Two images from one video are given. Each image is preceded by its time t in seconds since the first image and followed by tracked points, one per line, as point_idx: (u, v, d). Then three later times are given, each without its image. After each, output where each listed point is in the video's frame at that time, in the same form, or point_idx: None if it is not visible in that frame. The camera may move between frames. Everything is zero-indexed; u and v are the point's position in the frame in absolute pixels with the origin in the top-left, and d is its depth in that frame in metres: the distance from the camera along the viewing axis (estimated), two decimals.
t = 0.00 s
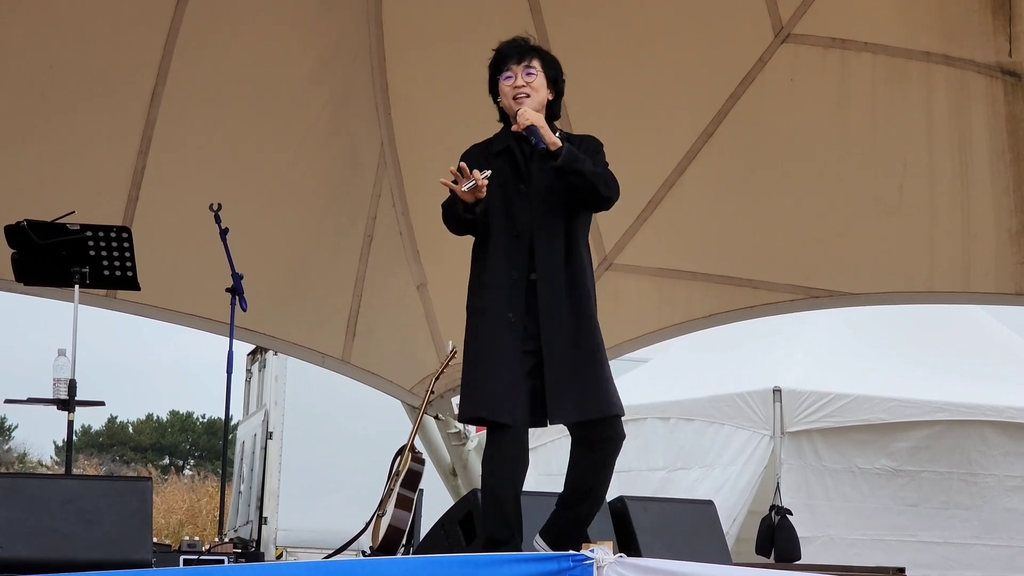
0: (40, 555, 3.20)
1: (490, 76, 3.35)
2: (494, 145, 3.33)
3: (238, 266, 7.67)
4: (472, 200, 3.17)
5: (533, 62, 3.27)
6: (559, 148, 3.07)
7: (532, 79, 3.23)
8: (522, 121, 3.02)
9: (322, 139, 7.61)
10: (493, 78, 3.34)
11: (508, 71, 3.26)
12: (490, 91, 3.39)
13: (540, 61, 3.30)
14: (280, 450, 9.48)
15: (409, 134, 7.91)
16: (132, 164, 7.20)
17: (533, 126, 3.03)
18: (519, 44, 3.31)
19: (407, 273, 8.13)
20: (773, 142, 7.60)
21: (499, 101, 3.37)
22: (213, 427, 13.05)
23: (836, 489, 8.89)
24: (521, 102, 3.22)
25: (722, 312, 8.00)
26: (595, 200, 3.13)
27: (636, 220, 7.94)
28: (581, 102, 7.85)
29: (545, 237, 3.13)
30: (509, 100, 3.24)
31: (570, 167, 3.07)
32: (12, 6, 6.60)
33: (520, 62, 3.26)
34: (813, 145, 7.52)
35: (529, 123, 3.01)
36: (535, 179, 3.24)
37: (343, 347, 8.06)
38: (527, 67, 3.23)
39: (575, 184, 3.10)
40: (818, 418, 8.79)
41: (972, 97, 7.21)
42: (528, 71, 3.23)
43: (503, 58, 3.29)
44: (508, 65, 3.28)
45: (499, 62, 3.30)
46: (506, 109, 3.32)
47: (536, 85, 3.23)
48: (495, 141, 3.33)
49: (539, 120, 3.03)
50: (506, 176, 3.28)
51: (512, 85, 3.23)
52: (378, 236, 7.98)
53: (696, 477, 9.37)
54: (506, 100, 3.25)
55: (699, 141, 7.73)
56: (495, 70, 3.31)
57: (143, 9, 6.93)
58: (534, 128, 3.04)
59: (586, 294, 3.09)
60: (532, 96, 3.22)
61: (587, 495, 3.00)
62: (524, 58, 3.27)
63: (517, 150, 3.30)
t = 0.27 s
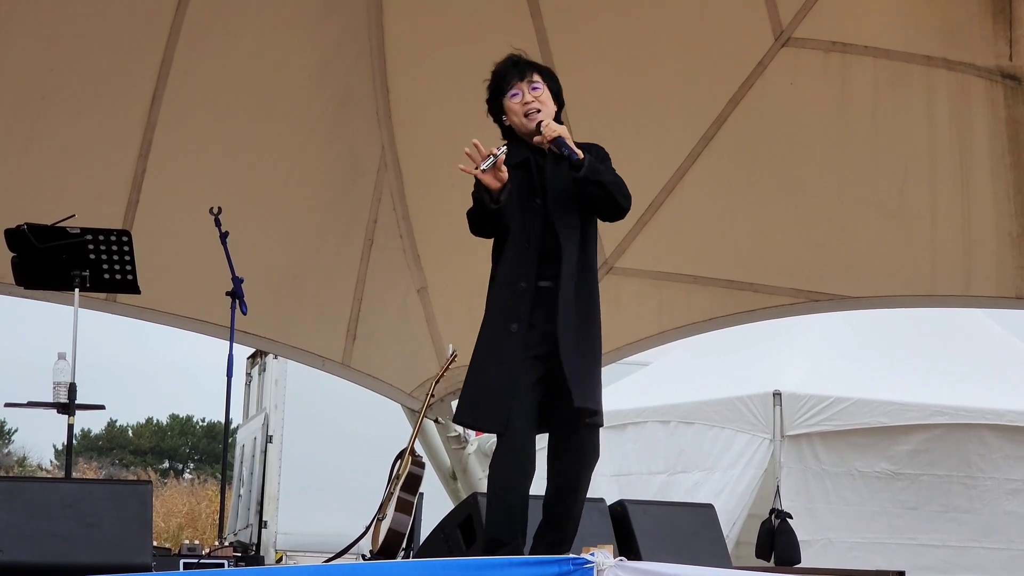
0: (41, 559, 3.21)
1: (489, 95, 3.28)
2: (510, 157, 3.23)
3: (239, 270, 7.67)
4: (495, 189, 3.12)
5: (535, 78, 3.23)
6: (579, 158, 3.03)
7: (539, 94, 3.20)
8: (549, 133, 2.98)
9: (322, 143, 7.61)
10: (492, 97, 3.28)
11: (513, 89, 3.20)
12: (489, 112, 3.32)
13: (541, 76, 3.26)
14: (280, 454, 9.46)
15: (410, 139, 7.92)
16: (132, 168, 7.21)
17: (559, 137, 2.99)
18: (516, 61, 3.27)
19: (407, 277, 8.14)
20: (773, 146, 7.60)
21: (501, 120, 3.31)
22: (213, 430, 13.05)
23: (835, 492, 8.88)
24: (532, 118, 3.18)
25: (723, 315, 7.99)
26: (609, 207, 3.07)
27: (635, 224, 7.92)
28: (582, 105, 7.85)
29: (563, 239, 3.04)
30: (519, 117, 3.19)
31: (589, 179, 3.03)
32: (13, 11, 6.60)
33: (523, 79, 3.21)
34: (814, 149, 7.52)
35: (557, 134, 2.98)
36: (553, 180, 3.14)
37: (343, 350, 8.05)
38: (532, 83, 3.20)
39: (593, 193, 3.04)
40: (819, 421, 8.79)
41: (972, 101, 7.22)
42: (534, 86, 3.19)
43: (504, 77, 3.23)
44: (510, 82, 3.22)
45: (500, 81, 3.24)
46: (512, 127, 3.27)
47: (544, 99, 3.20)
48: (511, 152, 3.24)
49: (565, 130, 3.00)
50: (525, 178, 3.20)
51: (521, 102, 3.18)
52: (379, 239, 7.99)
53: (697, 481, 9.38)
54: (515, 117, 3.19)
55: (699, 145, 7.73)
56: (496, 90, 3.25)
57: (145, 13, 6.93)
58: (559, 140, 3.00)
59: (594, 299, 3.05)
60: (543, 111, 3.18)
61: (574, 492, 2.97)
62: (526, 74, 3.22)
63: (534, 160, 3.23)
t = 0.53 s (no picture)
0: (41, 560, 3.22)
1: (524, 94, 3.28)
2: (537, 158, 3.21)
3: (238, 271, 7.67)
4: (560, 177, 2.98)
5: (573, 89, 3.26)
6: (606, 178, 3.10)
7: (574, 106, 3.22)
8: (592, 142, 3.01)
9: (322, 145, 7.62)
10: (527, 96, 3.28)
11: (550, 93, 3.22)
12: (516, 110, 3.32)
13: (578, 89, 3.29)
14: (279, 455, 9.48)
15: (409, 140, 7.93)
16: (132, 169, 7.20)
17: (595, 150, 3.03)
18: (560, 68, 3.28)
19: (406, 278, 8.14)
20: (772, 148, 7.61)
21: (528, 120, 3.31)
22: (212, 432, 13.05)
23: (835, 494, 8.86)
24: (562, 125, 3.19)
25: (723, 317, 7.99)
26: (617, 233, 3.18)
27: (635, 226, 7.92)
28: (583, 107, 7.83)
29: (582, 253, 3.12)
30: (549, 121, 3.19)
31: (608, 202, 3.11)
32: (12, 13, 6.60)
33: (562, 86, 3.23)
34: (813, 151, 7.53)
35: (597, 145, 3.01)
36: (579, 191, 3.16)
37: (343, 352, 8.04)
38: (569, 94, 3.22)
39: (611, 216, 3.13)
40: (818, 423, 8.79)
41: (972, 103, 7.23)
42: (570, 97, 3.22)
43: (544, 79, 3.25)
44: (547, 86, 3.23)
45: (538, 84, 3.25)
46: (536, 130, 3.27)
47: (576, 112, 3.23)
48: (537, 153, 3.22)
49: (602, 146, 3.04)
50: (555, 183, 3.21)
51: (555, 108, 3.20)
52: (378, 241, 8.00)
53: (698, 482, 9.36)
54: (547, 121, 3.20)
55: (699, 147, 7.74)
56: (531, 90, 3.26)
57: (144, 14, 6.92)
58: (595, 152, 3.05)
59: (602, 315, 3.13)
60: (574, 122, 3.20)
61: (571, 497, 3.03)
62: (566, 82, 3.24)
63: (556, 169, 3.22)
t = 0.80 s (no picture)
0: (41, 560, 3.23)
1: (545, 96, 3.34)
2: (549, 160, 3.25)
3: (238, 272, 7.68)
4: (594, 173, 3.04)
5: (594, 100, 3.32)
6: (610, 196, 3.21)
7: (592, 116, 3.28)
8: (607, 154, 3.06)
9: (322, 145, 7.62)
10: (547, 99, 3.33)
11: (570, 98, 3.28)
12: (534, 107, 3.38)
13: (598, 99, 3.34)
14: (279, 455, 9.49)
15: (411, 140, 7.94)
16: (132, 169, 7.19)
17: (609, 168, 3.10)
18: (583, 76, 3.34)
19: (407, 279, 8.14)
20: (773, 148, 7.61)
21: (545, 121, 3.37)
22: (213, 433, 13.05)
23: (835, 495, 8.87)
24: (579, 133, 3.26)
25: (723, 317, 7.99)
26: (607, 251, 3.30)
27: (635, 226, 7.93)
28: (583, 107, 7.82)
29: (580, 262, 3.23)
30: (566, 127, 3.26)
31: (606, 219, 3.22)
32: (12, 13, 6.59)
33: (583, 94, 3.29)
34: (813, 152, 7.53)
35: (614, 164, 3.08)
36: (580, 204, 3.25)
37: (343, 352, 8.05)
38: (589, 103, 3.29)
39: (608, 233, 3.25)
40: (819, 423, 8.80)
41: (972, 103, 7.24)
42: (590, 107, 3.28)
43: (567, 84, 3.30)
44: (569, 92, 3.29)
45: (560, 88, 3.31)
46: (552, 132, 3.33)
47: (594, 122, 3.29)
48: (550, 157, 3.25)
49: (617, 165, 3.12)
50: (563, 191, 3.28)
51: (574, 115, 3.26)
52: (378, 241, 8.01)
53: (700, 483, 9.35)
54: (564, 125, 3.26)
55: (699, 147, 7.74)
56: (553, 92, 3.31)
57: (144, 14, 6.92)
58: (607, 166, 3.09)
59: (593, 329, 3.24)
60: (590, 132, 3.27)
61: (570, 498, 3.10)
62: (587, 92, 3.30)
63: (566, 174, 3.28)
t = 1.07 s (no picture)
0: (45, 559, 3.29)
1: (549, 96, 3.44)
2: (550, 160, 3.31)
3: (240, 273, 7.69)
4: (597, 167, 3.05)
5: (596, 102, 3.43)
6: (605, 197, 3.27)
7: (593, 117, 3.39)
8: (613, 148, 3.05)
9: (323, 146, 7.62)
10: (551, 98, 3.44)
11: (574, 98, 3.38)
12: (538, 105, 3.49)
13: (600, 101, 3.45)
14: (281, 456, 9.46)
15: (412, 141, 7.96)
16: (133, 170, 7.20)
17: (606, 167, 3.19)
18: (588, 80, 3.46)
19: (408, 279, 8.17)
20: (774, 149, 7.60)
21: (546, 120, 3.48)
22: (214, 434, 13.05)
23: (838, 497, 8.84)
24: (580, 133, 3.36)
25: (725, 318, 7.99)
26: (600, 252, 3.40)
27: (637, 227, 7.95)
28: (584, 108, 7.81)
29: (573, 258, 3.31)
30: (568, 125, 3.37)
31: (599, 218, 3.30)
32: (12, 14, 6.58)
33: (587, 95, 3.40)
34: (814, 152, 7.53)
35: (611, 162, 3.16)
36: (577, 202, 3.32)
37: (345, 352, 8.08)
38: (592, 104, 3.40)
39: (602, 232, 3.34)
40: (820, 424, 8.77)
41: (973, 104, 7.24)
42: (593, 109, 3.39)
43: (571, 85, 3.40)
44: (573, 93, 3.39)
45: (564, 88, 3.41)
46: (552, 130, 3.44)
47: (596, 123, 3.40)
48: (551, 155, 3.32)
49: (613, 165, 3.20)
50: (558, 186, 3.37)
51: (577, 114, 3.36)
52: (380, 242, 8.02)
53: (703, 485, 9.32)
54: (567, 124, 3.37)
55: (700, 147, 7.73)
56: (557, 92, 3.41)
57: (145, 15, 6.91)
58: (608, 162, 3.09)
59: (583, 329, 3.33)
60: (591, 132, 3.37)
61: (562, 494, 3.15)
62: (591, 94, 3.41)
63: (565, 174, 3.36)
